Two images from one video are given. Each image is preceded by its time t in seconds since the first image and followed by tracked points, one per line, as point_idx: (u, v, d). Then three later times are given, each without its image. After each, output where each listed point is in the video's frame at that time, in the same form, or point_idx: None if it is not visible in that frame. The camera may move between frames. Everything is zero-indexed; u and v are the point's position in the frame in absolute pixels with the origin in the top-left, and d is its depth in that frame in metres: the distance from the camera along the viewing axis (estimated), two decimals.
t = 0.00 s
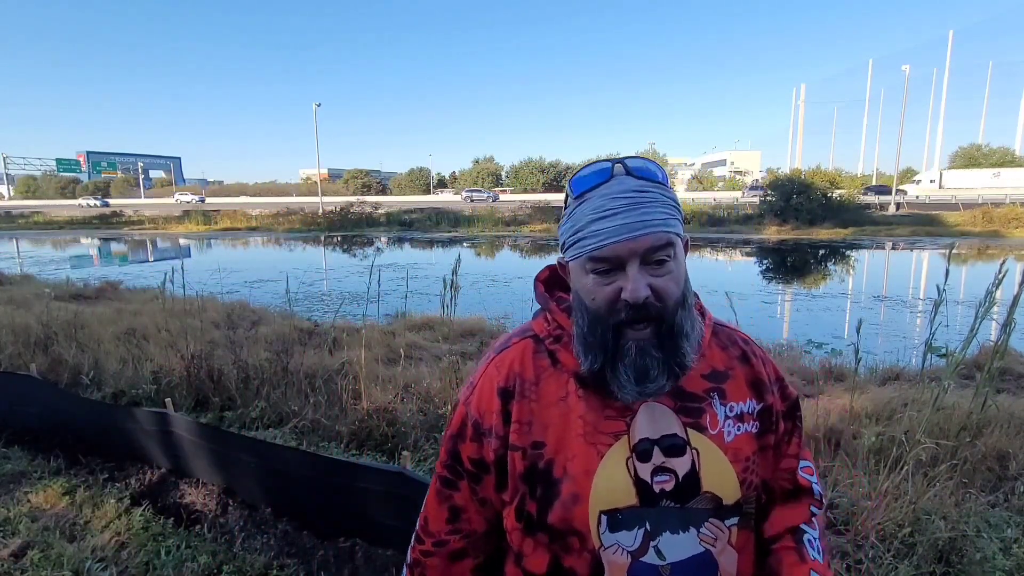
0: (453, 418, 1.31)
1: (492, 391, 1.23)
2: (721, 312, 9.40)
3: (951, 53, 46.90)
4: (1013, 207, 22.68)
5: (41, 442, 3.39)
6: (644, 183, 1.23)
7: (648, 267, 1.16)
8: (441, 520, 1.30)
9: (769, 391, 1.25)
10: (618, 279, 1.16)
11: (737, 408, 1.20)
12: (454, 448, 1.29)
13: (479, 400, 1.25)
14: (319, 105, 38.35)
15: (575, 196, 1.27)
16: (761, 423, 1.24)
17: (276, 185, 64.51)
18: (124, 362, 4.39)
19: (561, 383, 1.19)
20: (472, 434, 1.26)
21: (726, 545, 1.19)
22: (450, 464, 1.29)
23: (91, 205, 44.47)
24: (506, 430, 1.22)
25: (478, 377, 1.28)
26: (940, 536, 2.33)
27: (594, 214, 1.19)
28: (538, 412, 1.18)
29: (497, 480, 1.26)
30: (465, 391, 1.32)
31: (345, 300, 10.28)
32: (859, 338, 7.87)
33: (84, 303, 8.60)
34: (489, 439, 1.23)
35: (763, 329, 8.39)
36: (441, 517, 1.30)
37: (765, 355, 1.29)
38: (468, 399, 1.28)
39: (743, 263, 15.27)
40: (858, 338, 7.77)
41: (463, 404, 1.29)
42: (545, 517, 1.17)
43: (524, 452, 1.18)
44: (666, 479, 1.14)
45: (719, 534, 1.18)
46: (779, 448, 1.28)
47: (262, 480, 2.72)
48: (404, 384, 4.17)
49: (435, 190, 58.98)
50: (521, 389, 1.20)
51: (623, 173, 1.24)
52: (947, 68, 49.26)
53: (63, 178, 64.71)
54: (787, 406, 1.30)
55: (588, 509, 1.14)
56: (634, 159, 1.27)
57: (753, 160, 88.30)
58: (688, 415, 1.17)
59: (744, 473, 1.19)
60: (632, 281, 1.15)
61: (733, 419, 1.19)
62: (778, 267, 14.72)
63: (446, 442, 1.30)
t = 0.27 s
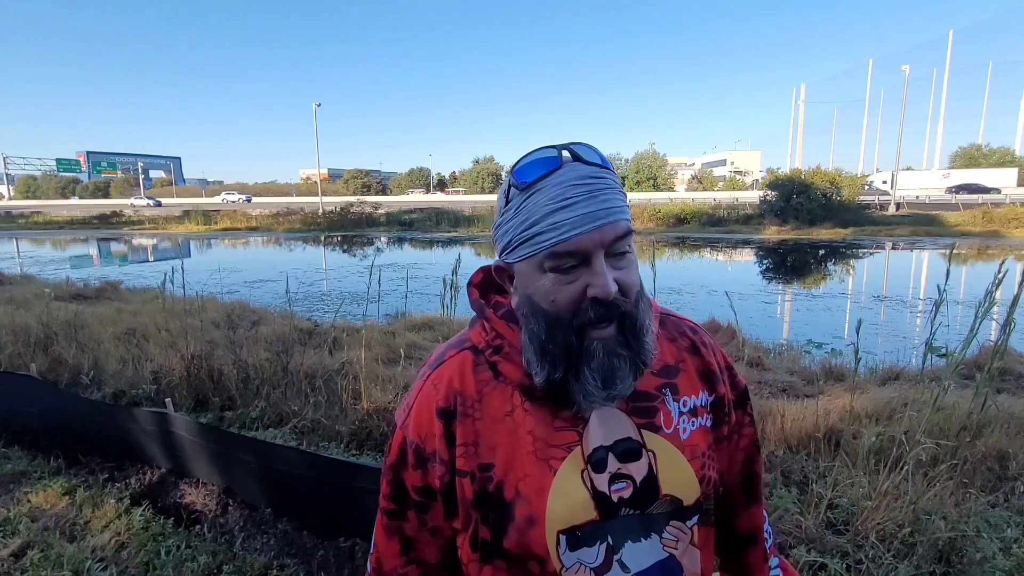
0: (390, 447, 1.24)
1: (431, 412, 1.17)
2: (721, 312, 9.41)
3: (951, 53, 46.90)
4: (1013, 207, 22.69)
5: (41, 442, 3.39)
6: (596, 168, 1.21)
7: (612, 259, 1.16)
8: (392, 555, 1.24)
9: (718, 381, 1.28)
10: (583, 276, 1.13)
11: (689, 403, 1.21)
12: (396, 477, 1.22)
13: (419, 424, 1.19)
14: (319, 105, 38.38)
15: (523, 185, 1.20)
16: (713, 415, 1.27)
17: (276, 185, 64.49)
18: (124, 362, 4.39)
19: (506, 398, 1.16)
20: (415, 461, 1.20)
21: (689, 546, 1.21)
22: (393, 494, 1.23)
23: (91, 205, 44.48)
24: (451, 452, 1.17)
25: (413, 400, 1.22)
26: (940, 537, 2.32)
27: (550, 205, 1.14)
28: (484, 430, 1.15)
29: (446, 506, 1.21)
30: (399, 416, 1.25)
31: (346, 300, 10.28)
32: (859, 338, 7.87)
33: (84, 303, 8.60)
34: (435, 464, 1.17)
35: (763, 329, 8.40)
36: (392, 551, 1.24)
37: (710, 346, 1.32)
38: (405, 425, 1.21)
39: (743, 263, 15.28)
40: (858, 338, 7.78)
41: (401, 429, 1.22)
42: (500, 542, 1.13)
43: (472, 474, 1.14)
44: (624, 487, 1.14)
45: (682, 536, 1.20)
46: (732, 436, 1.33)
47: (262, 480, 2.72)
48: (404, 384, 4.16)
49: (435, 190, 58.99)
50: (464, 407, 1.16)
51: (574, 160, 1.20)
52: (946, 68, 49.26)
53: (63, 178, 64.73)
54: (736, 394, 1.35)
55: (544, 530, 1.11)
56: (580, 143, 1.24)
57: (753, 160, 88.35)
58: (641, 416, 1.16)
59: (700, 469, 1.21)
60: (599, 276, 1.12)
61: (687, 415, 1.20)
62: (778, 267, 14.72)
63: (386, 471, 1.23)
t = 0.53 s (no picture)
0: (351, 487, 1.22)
1: (395, 452, 1.16)
2: (721, 312, 9.40)
3: (950, 53, 46.92)
4: (1013, 207, 22.69)
5: (41, 443, 3.39)
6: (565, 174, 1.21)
7: (587, 267, 1.14)
8: None
9: (691, 383, 1.30)
10: (558, 287, 1.10)
11: (662, 412, 1.23)
12: (361, 519, 1.21)
13: (382, 466, 1.17)
14: (319, 105, 38.41)
15: (492, 191, 1.18)
16: (688, 419, 1.29)
17: (276, 185, 64.51)
18: (124, 362, 4.39)
19: (473, 430, 1.15)
20: (381, 503, 1.19)
21: (667, 556, 1.23)
22: (358, 537, 1.22)
23: (91, 205, 44.47)
24: (420, 490, 1.17)
25: (372, 439, 1.20)
26: (940, 536, 2.32)
27: (522, 210, 1.12)
28: (453, 466, 1.14)
29: (415, 544, 1.21)
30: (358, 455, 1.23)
31: (345, 300, 10.28)
32: (859, 338, 7.88)
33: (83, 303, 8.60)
34: (403, 504, 1.17)
35: (763, 329, 8.40)
36: None
37: (683, 346, 1.34)
38: (366, 466, 1.20)
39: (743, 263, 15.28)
40: (858, 338, 7.77)
41: (362, 469, 1.21)
42: None
43: (443, 511, 1.15)
44: (599, 506, 1.15)
45: (659, 548, 1.21)
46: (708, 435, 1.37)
47: (262, 480, 2.72)
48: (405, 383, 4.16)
49: (435, 190, 58.99)
50: (431, 445, 1.15)
51: (544, 166, 1.18)
52: (946, 68, 49.29)
53: (62, 178, 64.73)
54: (710, 389, 1.38)
55: (517, 564, 1.12)
56: (548, 146, 1.24)
57: (753, 160, 88.39)
58: (614, 434, 1.17)
59: (675, 477, 1.24)
60: (577, 284, 1.10)
61: (661, 425, 1.22)
62: (778, 267, 14.72)
63: (350, 515, 1.22)
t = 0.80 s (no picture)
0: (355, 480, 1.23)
1: (398, 440, 1.17)
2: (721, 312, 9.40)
3: (951, 53, 46.89)
4: (1014, 207, 22.68)
5: (41, 443, 3.39)
6: (538, 175, 1.23)
7: (550, 268, 1.16)
8: None
9: (679, 373, 1.31)
10: (517, 286, 1.14)
11: (652, 400, 1.24)
12: (367, 512, 1.22)
13: (385, 456, 1.17)
14: (319, 105, 38.39)
15: (466, 192, 1.25)
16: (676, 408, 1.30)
17: (276, 185, 64.51)
18: (124, 362, 4.39)
19: (470, 416, 1.16)
20: (385, 494, 1.19)
21: (659, 539, 1.25)
22: (364, 529, 1.22)
23: (90, 205, 44.46)
24: (423, 478, 1.17)
25: (375, 430, 1.20)
26: (940, 537, 2.32)
27: (484, 212, 1.17)
28: (454, 452, 1.15)
29: (420, 533, 1.21)
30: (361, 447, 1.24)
31: (345, 300, 10.28)
32: (859, 338, 7.87)
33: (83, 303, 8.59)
34: (407, 494, 1.18)
35: (764, 329, 8.39)
36: None
37: (671, 338, 1.35)
38: (370, 457, 1.20)
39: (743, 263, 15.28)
40: (858, 338, 7.77)
41: (366, 461, 1.21)
42: (476, 562, 1.15)
43: (446, 497, 1.15)
44: (591, 489, 1.17)
45: (651, 531, 1.23)
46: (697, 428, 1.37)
47: (262, 480, 2.72)
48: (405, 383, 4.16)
49: (435, 190, 58.97)
50: (431, 431, 1.15)
51: (515, 168, 1.22)
52: (946, 68, 49.27)
53: (62, 178, 64.71)
54: (698, 386, 1.39)
55: (517, 547, 1.13)
56: (525, 148, 1.26)
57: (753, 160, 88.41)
58: (604, 420, 1.19)
59: (666, 463, 1.24)
60: (532, 285, 1.13)
61: (651, 413, 1.23)
62: (778, 267, 14.72)
63: (356, 508, 1.22)
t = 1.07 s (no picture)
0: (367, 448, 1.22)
1: (410, 410, 1.16)
2: (721, 312, 9.40)
3: (951, 52, 46.85)
4: (1013, 207, 22.67)
5: (41, 443, 3.39)
6: (554, 165, 1.24)
7: (560, 251, 1.17)
8: (376, 562, 1.22)
9: (676, 358, 1.33)
10: (528, 266, 1.15)
11: (652, 381, 1.25)
12: (376, 480, 1.20)
13: (397, 422, 1.17)
14: (319, 104, 38.35)
15: (485, 179, 1.26)
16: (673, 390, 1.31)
17: (276, 185, 64.50)
18: (124, 362, 4.39)
19: (481, 388, 1.17)
20: (395, 462, 1.18)
21: (661, 517, 1.24)
22: (373, 498, 1.20)
23: (90, 206, 44.47)
24: (433, 447, 1.17)
25: (389, 397, 1.20)
26: (940, 537, 2.33)
27: (502, 196, 1.19)
28: (463, 422, 1.15)
29: (428, 503, 1.20)
30: (375, 417, 1.23)
31: (345, 300, 10.28)
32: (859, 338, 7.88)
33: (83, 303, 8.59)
34: (417, 461, 1.17)
35: (763, 329, 8.40)
36: (375, 557, 1.22)
37: (666, 327, 1.38)
38: (383, 424, 1.19)
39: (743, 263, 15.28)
40: (858, 338, 7.76)
41: (377, 430, 1.20)
42: (483, 532, 1.14)
43: (456, 465, 1.15)
44: (598, 465, 1.16)
45: (655, 508, 1.23)
46: (690, 413, 1.38)
47: (262, 480, 2.72)
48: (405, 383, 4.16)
49: (435, 190, 58.98)
50: (443, 402, 1.16)
51: (532, 158, 1.24)
52: (946, 67, 49.24)
53: (62, 178, 64.73)
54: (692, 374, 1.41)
55: (525, 517, 1.13)
56: (543, 141, 1.28)
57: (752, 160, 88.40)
58: (609, 397, 1.19)
59: (667, 443, 1.24)
60: (543, 266, 1.15)
61: (651, 393, 1.24)
62: (778, 267, 14.72)
63: (366, 476, 1.20)
